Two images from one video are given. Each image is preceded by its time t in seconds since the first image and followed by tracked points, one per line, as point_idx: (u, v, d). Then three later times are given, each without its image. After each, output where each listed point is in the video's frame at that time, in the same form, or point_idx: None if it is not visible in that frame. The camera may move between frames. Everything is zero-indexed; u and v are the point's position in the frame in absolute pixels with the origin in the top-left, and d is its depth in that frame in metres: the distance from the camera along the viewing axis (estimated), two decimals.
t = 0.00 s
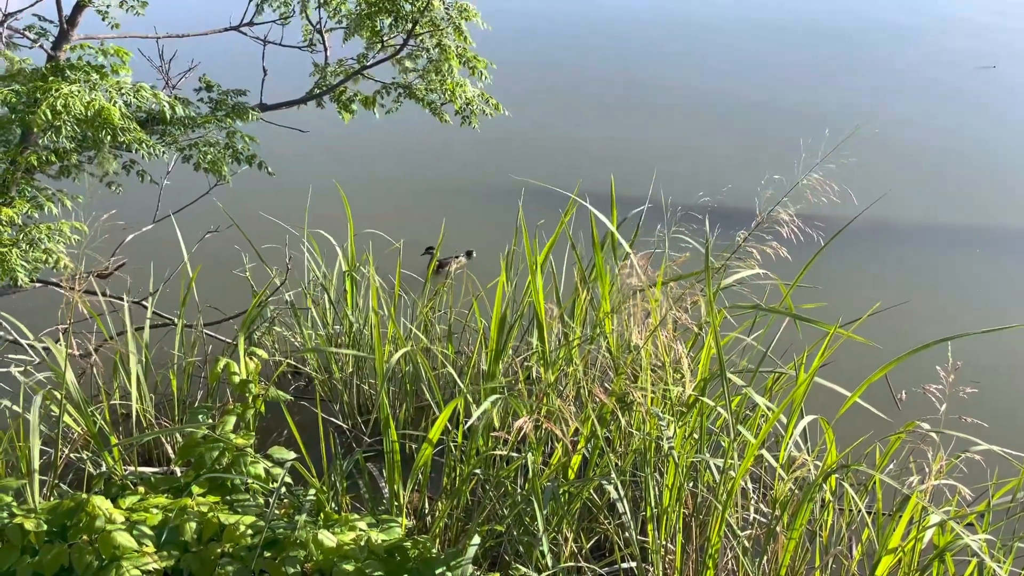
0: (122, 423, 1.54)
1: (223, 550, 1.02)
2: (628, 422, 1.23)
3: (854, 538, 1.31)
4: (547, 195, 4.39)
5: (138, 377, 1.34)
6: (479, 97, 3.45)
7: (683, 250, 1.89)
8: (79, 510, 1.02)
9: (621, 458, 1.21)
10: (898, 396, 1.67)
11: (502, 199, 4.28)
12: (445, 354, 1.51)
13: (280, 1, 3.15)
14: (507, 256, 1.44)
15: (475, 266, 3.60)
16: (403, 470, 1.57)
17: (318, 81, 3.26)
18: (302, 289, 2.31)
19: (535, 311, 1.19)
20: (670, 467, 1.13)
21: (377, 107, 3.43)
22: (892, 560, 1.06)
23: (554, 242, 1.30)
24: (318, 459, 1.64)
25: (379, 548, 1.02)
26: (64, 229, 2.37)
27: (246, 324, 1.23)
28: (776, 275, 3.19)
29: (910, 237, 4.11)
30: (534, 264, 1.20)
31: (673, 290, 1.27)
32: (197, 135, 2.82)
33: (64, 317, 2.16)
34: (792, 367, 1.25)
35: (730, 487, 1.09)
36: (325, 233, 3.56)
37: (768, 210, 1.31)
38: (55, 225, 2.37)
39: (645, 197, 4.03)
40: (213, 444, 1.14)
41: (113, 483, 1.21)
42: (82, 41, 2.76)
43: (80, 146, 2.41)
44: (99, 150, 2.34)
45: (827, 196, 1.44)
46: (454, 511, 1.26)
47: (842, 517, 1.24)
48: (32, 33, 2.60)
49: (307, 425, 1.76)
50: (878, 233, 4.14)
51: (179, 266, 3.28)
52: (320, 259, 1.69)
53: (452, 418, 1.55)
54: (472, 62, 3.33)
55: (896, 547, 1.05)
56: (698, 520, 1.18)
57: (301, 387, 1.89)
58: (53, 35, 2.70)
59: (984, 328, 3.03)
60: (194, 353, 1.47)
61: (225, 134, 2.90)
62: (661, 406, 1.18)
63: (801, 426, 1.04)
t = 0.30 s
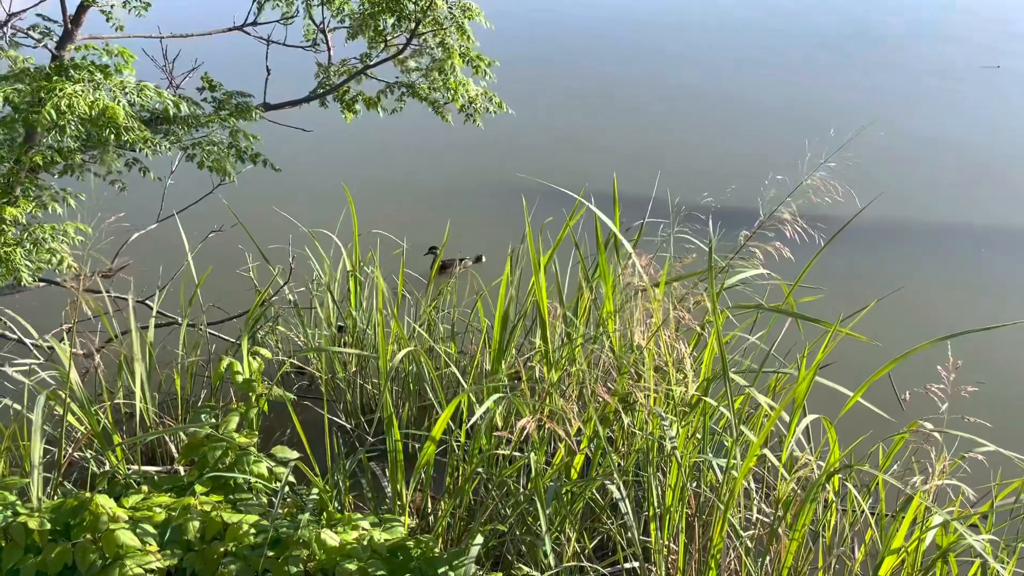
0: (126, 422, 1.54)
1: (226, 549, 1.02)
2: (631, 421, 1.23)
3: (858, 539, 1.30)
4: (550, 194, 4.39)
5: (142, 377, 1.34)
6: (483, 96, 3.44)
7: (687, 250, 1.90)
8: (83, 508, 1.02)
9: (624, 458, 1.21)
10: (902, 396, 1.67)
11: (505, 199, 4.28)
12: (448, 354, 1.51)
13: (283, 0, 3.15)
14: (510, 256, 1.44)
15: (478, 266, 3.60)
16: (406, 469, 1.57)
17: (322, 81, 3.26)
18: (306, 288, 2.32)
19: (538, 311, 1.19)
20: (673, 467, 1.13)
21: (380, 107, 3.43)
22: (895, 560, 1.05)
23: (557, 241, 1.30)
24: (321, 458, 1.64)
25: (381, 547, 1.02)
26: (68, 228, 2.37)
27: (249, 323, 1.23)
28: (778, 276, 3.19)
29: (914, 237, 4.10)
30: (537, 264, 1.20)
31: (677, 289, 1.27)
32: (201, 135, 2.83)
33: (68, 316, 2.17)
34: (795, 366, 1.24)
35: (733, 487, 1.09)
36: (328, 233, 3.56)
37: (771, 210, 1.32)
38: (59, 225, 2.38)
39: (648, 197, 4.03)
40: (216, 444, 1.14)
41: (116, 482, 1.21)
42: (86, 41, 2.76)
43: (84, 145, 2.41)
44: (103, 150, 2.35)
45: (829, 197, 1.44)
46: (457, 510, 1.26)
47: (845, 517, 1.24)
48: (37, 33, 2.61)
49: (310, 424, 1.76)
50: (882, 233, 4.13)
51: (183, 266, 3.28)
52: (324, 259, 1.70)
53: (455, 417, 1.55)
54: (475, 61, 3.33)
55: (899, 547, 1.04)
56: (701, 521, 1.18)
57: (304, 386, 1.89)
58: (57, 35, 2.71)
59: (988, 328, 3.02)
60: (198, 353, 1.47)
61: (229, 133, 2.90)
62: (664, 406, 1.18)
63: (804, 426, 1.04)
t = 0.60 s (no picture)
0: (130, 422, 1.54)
1: (229, 548, 1.02)
2: (634, 421, 1.23)
3: (862, 539, 1.30)
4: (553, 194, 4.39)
5: (146, 377, 1.34)
6: (486, 97, 3.45)
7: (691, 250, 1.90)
8: (87, 507, 1.03)
9: (627, 458, 1.21)
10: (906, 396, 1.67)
11: (508, 199, 4.28)
12: (451, 353, 1.51)
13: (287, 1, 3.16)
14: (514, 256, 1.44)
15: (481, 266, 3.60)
16: (410, 469, 1.58)
17: (325, 81, 3.27)
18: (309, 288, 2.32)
19: (541, 311, 1.19)
20: (676, 467, 1.13)
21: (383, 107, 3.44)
22: (899, 561, 1.05)
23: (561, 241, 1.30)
24: (324, 458, 1.65)
25: (385, 547, 1.02)
26: (72, 228, 2.38)
27: (253, 323, 1.23)
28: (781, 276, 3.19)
29: (918, 237, 4.10)
30: (541, 264, 1.20)
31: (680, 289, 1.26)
32: (205, 135, 2.83)
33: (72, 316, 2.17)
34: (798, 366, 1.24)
35: (736, 487, 1.09)
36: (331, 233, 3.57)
37: (775, 210, 1.31)
38: (63, 224, 2.38)
39: (652, 198, 4.02)
40: (220, 442, 1.14)
41: (120, 481, 1.22)
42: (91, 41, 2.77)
43: (88, 145, 2.42)
44: (107, 149, 2.35)
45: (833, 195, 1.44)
46: (460, 510, 1.26)
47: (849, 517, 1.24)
48: (41, 33, 2.61)
49: (314, 424, 1.77)
50: (886, 233, 4.13)
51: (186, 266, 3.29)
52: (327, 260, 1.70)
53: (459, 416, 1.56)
54: (478, 62, 3.34)
55: (903, 548, 1.04)
56: (704, 521, 1.18)
57: (307, 386, 1.90)
58: (61, 35, 2.71)
59: (992, 328, 3.01)
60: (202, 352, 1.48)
61: (232, 133, 2.91)
62: (667, 406, 1.18)
63: (807, 425, 1.04)
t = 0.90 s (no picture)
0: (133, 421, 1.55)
1: (233, 548, 1.02)
2: (638, 421, 1.22)
3: (866, 539, 1.30)
4: (556, 194, 4.39)
5: (150, 376, 1.34)
6: (489, 97, 3.45)
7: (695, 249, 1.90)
8: (91, 506, 1.03)
9: (630, 458, 1.21)
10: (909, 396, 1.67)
11: (511, 199, 4.28)
12: (454, 353, 1.51)
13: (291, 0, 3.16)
14: (518, 256, 1.44)
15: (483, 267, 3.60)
16: (413, 468, 1.58)
17: (329, 81, 3.27)
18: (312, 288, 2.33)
19: (545, 311, 1.19)
20: (679, 468, 1.13)
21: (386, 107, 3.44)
22: (903, 560, 1.05)
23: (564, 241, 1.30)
24: (327, 457, 1.66)
25: (388, 546, 1.02)
26: (76, 227, 2.38)
27: (257, 322, 1.23)
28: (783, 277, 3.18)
29: (920, 237, 4.09)
30: (545, 263, 1.19)
31: (685, 289, 1.26)
32: (208, 134, 2.84)
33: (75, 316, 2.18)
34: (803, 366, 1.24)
35: (739, 487, 1.09)
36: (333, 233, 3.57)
37: (779, 210, 1.31)
38: (67, 223, 2.38)
39: (655, 197, 4.02)
40: (224, 441, 1.14)
41: (124, 481, 1.22)
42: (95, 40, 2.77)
43: (92, 144, 2.42)
44: (111, 149, 2.36)
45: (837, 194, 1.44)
46: (463, 509, 1.26)
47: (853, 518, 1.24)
48: (45, 32, 2.62)
49: (316, 423, 1.78)
50: (889, 233, 4.12)
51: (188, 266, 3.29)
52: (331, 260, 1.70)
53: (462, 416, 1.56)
54: (481, 62, 3.33)
55: (907, 547, 1.04)
56: (708, 521, 1.18)
57: (311, 386, 1.90)
58: (65, 34, 2.72)
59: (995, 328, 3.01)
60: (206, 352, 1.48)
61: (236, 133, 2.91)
62: (671, 406, 1.17)
63: (811, 425, 1.04)
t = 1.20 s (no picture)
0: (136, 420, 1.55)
1: (235, 547, 1.02)
2: (640, 421, 1.22)
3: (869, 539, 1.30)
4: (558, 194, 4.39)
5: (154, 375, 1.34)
6: (491, 97, 3.45)
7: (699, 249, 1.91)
8: (94, 505, 1.03)
9: (632, 458, 1.21)
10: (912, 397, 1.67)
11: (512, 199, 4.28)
12: (457, 353, 1.51)
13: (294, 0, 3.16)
14: (521, 256, 1.44)
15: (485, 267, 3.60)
16: (416, 468, 1.58)
17: (332, 81, 3.27)
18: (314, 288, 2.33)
19: (548, 311, 1.19)
20: (682, 468, 1.13)
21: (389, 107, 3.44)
22: (907, 560, 1.05)
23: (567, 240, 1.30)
24: (330, 457, 1.66)
25: (391, 545, 1.02)
26: (79, 226, 2.38)
27: (260, 322, 1.23)
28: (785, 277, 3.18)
29: (923, 237, 4.09)
30: (548, 263, 1.19)
31: (688, 289, 1.26)
32: (211, 134, 2.84)
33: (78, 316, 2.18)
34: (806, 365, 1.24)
35: (742, 487, 1.08)
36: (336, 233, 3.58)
37: (782, 210, 1.31)
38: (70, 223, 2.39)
39: (657, 198, 4.02)
40: (226, 441, 1.13)
41: (127, 480, 1.22)
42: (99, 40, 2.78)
43: (95, 144, 2.42)
44: (114, 149, 2.36)
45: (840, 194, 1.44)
46: (466, 509, 1.26)
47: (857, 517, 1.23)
48: (49, 32, 2.62)
49: (319, 422, 1.78)
50: (891, 233, 4.12)
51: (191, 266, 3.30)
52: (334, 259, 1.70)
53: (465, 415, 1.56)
54: (484, 62, 3.34)
55: (910, 547, 1.04)
56: (710, 520, 1.18)
57: (313, 385, 1.91)
58: (69, 34, 2.72)
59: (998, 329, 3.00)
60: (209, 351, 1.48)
61: (238, 133, 2.92)
62: (674, 405, 1.17)
63: (815, 425, 1.03)
